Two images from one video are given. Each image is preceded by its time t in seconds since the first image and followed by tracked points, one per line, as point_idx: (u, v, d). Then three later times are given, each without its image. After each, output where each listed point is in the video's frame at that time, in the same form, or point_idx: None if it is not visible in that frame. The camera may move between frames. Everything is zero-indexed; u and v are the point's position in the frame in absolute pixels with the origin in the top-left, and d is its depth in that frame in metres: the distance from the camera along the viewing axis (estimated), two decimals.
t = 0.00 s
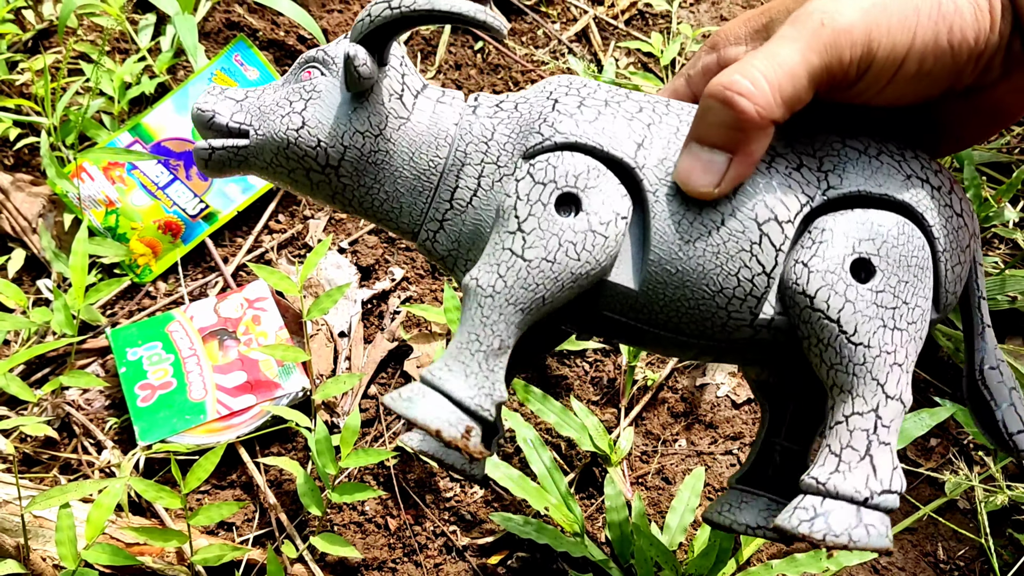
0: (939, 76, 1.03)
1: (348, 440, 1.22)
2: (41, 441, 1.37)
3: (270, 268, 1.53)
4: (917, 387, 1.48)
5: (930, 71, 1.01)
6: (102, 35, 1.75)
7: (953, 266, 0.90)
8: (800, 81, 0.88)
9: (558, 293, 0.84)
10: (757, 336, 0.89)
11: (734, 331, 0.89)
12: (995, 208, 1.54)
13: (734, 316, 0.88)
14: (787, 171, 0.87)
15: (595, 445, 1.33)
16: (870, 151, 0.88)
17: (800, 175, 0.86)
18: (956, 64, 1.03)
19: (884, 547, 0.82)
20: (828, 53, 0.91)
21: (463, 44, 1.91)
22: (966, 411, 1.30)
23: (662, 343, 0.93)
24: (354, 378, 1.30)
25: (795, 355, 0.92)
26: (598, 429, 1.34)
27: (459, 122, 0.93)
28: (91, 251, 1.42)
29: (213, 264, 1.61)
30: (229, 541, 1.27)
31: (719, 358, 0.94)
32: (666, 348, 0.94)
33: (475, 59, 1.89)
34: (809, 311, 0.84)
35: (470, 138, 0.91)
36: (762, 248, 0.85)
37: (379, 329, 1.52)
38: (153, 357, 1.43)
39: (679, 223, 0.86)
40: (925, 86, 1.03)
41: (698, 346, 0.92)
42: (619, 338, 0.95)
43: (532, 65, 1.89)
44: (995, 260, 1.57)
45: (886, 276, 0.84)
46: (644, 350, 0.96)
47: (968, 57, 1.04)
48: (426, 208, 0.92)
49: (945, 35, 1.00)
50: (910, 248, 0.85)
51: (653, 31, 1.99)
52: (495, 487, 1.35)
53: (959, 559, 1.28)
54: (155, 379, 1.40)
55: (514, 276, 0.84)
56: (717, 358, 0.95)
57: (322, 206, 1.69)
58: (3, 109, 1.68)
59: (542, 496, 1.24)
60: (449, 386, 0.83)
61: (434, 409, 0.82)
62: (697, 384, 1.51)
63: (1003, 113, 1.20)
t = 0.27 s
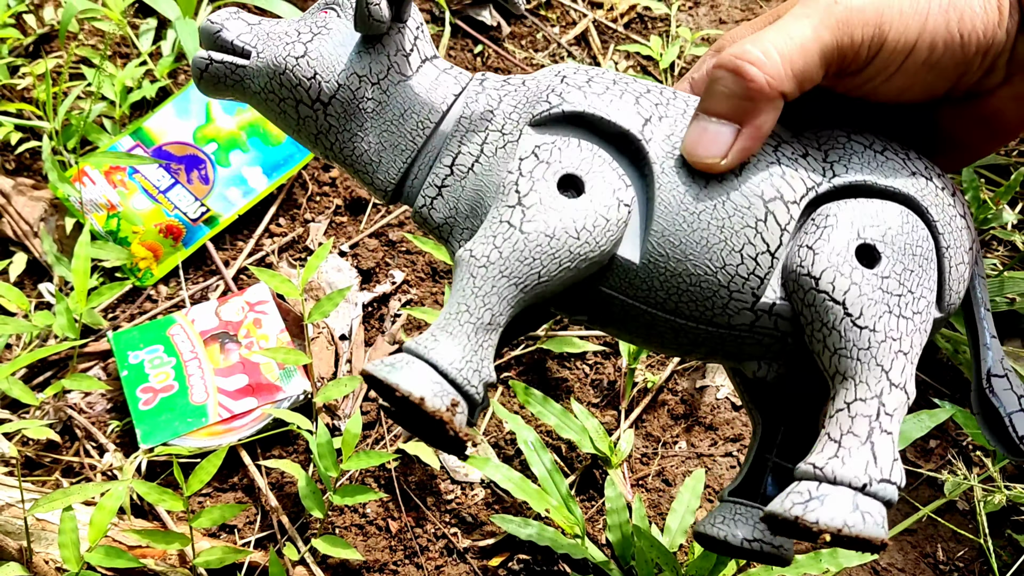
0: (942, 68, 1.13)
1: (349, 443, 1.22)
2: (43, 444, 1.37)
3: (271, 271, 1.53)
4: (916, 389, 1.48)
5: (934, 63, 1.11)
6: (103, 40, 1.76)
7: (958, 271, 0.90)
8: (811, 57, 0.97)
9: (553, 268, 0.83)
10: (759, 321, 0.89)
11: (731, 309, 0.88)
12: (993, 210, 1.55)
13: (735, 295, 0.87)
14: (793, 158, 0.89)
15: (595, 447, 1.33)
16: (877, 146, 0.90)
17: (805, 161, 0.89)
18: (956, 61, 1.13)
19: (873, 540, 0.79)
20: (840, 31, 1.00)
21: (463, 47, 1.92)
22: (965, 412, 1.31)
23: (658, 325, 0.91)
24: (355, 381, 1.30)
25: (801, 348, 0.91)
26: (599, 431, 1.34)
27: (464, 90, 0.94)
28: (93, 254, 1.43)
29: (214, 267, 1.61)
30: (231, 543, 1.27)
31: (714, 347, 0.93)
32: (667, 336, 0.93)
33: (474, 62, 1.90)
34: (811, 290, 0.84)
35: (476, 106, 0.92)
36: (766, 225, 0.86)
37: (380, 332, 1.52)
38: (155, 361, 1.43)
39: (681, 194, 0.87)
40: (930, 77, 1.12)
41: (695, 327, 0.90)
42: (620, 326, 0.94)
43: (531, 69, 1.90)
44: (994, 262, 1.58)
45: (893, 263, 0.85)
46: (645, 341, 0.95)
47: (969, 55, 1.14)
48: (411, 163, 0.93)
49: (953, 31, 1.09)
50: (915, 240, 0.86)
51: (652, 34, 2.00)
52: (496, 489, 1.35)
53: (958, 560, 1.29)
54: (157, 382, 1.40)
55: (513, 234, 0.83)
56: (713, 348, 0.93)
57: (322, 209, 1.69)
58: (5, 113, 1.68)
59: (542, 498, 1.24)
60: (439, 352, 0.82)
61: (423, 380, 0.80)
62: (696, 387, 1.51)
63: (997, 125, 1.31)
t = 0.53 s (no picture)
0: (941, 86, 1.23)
1: (348, 444, 1.22)
2: (42, 447, 1.37)
3: (270, 273, 1.54)
4: (913, 390, 1.49)
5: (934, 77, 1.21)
6: (102, 43, 1.76)
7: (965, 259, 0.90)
8: (812, 37, 1.09)
9: (559, 198, 0.86)
10: (760, 287, 0.88)
11: (727, 269, 0.88)
12: (990, 212, 1.55)
13: (734, 255, 0.87)
14: (790, 135, 0.93)
15: (594, 449, 1.34)
16: (873, 134, 0.94)
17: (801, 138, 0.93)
18: (956, 78, 1.23)
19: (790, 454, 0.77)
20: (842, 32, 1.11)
21: (461, 50, 1.92)
22: (963, 413, 1.31)
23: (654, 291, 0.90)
24: (354, 383, 1.30)
25: (804, 319, 0.89)
26: (597, 433, 1.35)
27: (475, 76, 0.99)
28: (92, 258, 1.44)
29: (213, 270, 1.61)
30: (230, 546, 1.27)
31: (712, 319, 0.91)
32: (664, 306, 0.92)
33: (473, 65, 1.90)
34: (809, 243, 0.84)
35: (483, 87, 0.97)
36: (765, 185, 0.88)
37: (379, 334, 1.53)
38: (154, 363, 1.43)
39: (680, 154, 0.90)
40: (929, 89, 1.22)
41: (693, 289, 0.89)
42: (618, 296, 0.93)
43: (529, 72, 1.90)
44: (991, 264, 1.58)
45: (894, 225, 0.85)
46: (647, 319, 0.94)
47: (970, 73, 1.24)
48: (434, 145, 0.95)
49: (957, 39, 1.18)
50: (915, 211, 0.87)
51: (650, 37, 2.00)
52: (495, 491, 1.35)
53: (957, 561, 1.29)
54: (156, 385, 1.40)
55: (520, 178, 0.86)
56: (711, 325, 0.92)
57: (321, 212, 1.70)
58: (4, 117, 1.69)
59: (541, 499, 1.25)
60: (448, 270, 0.81)
61: (438, 296, 0.79)
62: (695, 388, 1.52)
63: (997, 154, 1.40)
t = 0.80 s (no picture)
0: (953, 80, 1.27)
1: (343, 452, 1.23)
2: (37, 455, 1.37)
3: (266, 280, 1.54)
4: (907, 396, 1.49)
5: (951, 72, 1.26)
6: (98, 51, 1.76)
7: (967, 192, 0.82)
8: None
9: (557, 77, 0.82)
10: (747, 183, 0.80)
11: (716, 159, 0.81)
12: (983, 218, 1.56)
13: (721, 144, 0.81)
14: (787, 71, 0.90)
15: (589, 455, 1.34)
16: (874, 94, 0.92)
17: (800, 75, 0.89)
18: (967, 76, 1.27)
19: (778, 268, 0.65)
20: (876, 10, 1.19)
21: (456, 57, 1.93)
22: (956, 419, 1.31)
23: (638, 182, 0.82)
24: (349, 391, 1.31)
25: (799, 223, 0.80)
26: (592, 439, 1.35)
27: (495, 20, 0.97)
28: (88, 264, 1.43)
29: (209, 277, 1.62)
30: (225, 553, 1.28)
31: (698, 219, 0.81)
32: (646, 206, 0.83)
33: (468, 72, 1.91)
34: (803, 138, 0.78)
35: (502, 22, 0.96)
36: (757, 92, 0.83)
37: (374, 341, 1.53)
38: (150, 370, 1.43)
39: (682, 60, 0.87)
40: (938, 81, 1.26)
41: (681, 178, 0.81)
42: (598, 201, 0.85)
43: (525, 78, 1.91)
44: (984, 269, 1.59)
45: (895, 134, 0.79)
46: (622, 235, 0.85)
47: (982, 74, 1.28)
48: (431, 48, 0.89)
49: (978, 28, 1.22)
50: (917, 134, 0.81)
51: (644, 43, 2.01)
52: (490, 497, 1.36)
53: (950, 566, 1.29)
54: (152, 392, 1.40)
55: (506, 44, 0.83)
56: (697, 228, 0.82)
57: (317, 219, 1.70)
58: None
59: (536, 506, 1.25)
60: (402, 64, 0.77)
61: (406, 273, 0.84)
62: (689, 394, 1.52)
63: (996, 170, 1.43)
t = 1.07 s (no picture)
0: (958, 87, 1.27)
1: (344, 455, 1.23)
2: (39, 459, 1.38)
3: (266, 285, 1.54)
4: (905, 399, 1.50)
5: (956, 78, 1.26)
6: (99, 56, 1.77)
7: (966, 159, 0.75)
8: None
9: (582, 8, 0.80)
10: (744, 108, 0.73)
11: (715, 81, 0.74)
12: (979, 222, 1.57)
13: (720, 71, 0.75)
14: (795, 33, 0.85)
15: (589, 458, 1.35)
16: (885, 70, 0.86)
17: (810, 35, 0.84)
18: (975, 85, 1.27)
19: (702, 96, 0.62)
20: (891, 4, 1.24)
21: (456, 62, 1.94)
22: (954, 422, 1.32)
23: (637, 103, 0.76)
24: (350, 394, 1.31)
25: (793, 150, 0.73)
26: (592, 442, 1.36)
27: None
28: (90, 270, 1.43)
29: (209, 281, 1.63)
30: (226, 557, 1.28)
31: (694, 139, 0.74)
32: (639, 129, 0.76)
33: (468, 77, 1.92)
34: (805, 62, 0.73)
35: None
36: (762, 33, 0.78)
37: (374, 344, 1.54)
38: (151, 374, 1.44)
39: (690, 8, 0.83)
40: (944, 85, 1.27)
41: (679, 96, 0.75)
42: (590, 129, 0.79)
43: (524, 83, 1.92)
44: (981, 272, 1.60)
45: (895, 71, 0.74)
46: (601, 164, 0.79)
47: (993, 85, 1.26)
48: None
49: (993, 35, 1.21)
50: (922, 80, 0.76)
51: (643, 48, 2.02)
52: (490, 501, 1.36)
53: (948, 568, 1.30)
54: (153, 396, 1.41)
55: None
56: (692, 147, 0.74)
57: (317, 223, 1.71)
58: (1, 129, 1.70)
59: (536, 509, 1.26)
60: None
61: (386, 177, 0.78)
62: (688, 397, 1.53)
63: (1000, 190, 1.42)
